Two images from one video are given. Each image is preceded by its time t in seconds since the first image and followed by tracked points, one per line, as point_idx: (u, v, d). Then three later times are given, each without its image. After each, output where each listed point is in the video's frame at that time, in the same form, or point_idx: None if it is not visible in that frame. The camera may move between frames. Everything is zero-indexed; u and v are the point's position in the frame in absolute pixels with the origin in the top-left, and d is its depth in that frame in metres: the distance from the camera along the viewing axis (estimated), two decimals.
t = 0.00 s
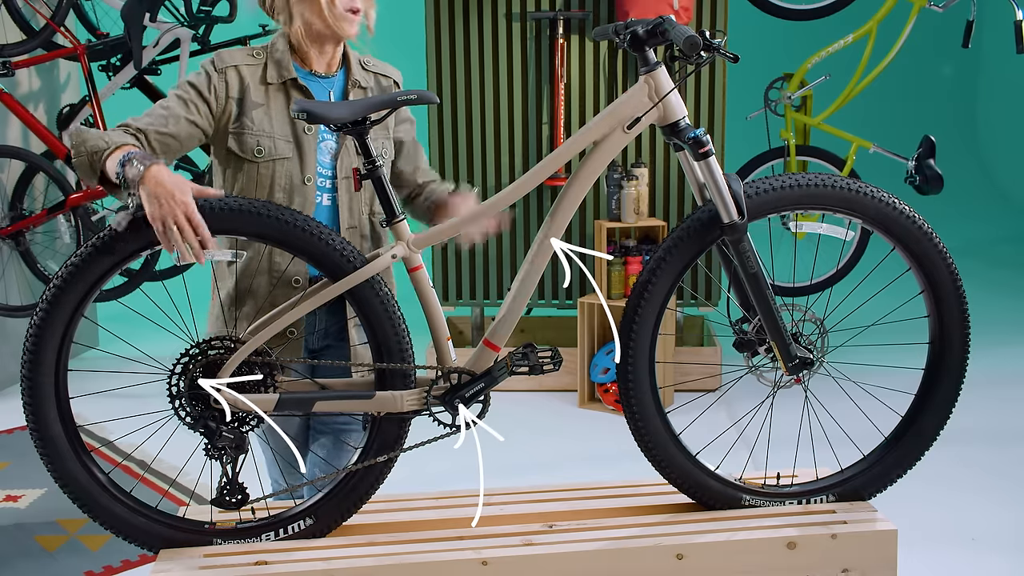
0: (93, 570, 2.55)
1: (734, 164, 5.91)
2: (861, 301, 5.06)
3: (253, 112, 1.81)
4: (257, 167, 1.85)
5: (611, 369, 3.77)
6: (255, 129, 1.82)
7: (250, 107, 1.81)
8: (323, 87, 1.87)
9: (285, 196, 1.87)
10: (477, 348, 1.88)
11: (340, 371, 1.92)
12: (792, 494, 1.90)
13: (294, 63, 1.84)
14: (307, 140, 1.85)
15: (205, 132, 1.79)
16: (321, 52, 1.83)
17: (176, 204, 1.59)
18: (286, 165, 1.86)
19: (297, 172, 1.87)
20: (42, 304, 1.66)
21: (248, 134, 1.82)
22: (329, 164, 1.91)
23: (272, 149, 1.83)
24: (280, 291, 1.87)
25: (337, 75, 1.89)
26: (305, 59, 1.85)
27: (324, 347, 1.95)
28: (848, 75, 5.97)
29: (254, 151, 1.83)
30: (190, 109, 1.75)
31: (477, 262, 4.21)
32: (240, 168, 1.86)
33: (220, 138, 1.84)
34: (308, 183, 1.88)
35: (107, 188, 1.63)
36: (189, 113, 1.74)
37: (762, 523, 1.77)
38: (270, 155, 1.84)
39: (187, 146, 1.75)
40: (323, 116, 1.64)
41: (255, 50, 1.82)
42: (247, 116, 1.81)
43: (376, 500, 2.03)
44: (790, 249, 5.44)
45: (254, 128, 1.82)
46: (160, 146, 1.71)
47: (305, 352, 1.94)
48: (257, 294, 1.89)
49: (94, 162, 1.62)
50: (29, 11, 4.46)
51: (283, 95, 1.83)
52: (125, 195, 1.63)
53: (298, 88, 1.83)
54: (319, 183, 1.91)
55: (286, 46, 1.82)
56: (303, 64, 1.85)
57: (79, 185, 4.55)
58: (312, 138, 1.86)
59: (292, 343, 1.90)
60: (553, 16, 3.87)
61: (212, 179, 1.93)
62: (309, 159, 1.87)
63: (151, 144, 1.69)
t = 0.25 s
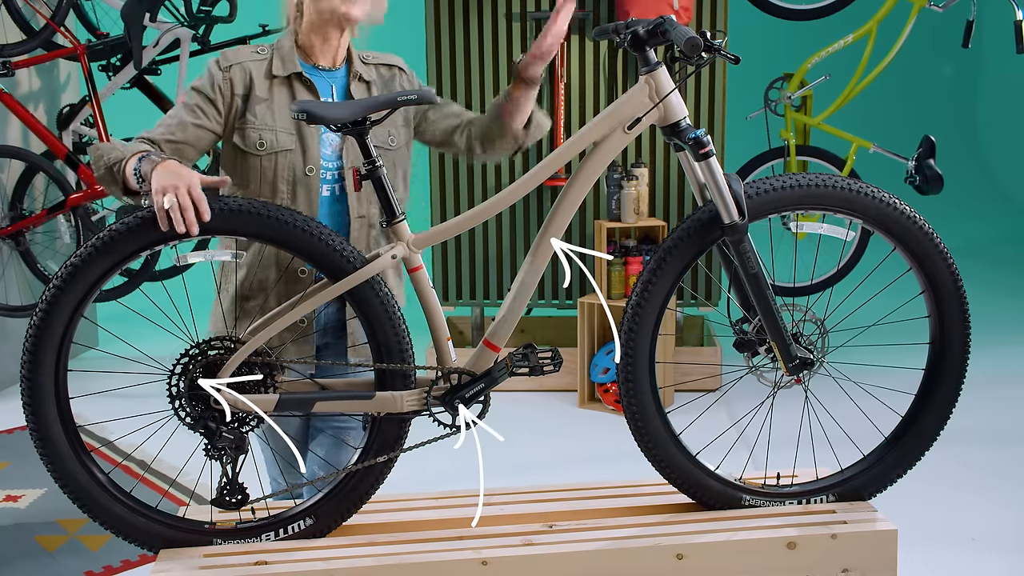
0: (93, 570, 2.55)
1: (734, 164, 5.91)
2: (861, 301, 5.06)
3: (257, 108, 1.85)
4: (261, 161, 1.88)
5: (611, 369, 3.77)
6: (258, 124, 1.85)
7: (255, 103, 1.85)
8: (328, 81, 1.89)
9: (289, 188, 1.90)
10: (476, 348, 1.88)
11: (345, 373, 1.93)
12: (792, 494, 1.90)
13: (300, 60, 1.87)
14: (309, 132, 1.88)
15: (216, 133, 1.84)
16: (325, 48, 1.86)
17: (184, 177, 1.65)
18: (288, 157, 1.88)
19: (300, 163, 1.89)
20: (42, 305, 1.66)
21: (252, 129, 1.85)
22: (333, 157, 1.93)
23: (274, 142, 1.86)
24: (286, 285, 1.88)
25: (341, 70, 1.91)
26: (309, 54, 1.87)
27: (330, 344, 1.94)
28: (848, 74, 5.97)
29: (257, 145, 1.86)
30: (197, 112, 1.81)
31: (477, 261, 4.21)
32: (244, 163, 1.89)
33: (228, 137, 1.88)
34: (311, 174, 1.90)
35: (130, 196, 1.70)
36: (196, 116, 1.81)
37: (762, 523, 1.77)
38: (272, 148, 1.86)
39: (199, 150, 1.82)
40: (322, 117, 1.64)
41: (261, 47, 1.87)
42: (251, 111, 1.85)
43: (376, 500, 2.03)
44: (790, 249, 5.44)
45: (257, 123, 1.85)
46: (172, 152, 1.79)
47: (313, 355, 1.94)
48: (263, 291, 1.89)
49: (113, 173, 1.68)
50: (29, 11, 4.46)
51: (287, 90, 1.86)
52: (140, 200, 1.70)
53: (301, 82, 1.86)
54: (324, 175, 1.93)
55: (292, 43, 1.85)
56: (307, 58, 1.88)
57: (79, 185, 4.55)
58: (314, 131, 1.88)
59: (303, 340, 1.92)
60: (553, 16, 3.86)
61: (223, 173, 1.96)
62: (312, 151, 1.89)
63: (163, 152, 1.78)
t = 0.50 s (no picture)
0: (93, 570, 2.55)
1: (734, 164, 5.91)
2: (861, 301, 5.06)
3: (261, 108, 1.87)
4: (265, 160, 1.89)
5: (611, 369, 3.77)
6: (262, 124, 1.87)
7: (259, 103, 1.87)
8: (331, 81, 1.91)
9: (293, 186, 1.91)
10: (477, 347, 1.88)
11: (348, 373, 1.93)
12: (792, 494, 1.90)
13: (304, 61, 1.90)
14: (313, 130, 1.89)
15: (225, 135, 1.87)
16: (328, 48, 1.89)
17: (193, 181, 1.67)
18: (291, 155, 1.89)
19: (303, 161, 1.90)
20: (42, 305, 1.66)
21: (256, 129, 1.88)
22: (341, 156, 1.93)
23: (278, 141, 1.88)
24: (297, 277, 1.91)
25: (344, 69, 1.93)
26: (312, 53, 1.89)
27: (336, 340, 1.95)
28: (848, 74, 5.97)
29: (261, 144, 1.88)
30: (207, 117, 1.83)
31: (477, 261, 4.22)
32: (249, 162, 1.91)
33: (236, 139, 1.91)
34: (315, 172, 1.90)
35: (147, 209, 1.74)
36: (206, 121, 1.83)
37: (762, 523, 1.77)
38: (276, 147, 1.88)
39: (212, 153, 1.85)
40: (322, 116, 1.64)
41: (265, 48, 1.90)
42: (255, 111, 1.87)
43: (376, 501, 2.03)
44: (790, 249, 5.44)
45: (261, 122, 1.88)
46: (185, 158, 1.81)
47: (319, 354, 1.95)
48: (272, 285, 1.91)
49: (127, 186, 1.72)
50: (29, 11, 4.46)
51: (290, 89, 1.89)
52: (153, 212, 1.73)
53: (305, 82, 1.89)
54: (329, 173, 1.92)
55: (295, 44, 1.88)
56: (310, 59, 1.90)
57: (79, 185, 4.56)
58: (317, 130, 1.89)
59: (314, 335, 1.94)
60: (553, 16, 3.86)
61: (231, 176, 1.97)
62: (316, 149, 1.89)
63: (177, 159, 1.80)
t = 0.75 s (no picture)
0: (93, 570, 2.55)
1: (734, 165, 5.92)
2: (860, 301, 5.06)
3: (263, 108, 1.87)
4: (267, 159, 1.89)
5: (611, 369, 3.77)
6: (264, 123, 1.87)
7: (261, 103, 1.87)
8: (332, 83, 1.91)
9: (294, 185, 1.90)
10: (476, 347, 1.88)
11: (350, 373, 1.93)
12: (792, 494, 1.90)
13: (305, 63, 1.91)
14: (313, 129, 1.88)
15: (234, 136, 1.88)
16: (329, 49, 1.89)
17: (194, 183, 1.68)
18: (292, 154, 1.89)
19: (304, 160, 1.90)
20: (42, 305, 1.67)
21: (258, 128, 1.88)
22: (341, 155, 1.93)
23: (279, 141, 1.88)
24: (297, 277, 1.91)
25: (346, 70, 1.93)
26: (314, 55, 1.90)
27: (339, 337, 1.96)
28: (848, 74, 5.97)
29: (262, 144, 1.88)
30: (217, 119, 1.85)
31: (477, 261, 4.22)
32: (251, 161, 1.91)
33: (240, 140, 1.91)
34: (315, 171, 1.90)
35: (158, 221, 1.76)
36: (217, 124, 1.85)
37: (762, 523, 1.77)
38: (277, 147, 1.88)
39: (225, 156, 1.87)
40: (322, 116, 1.64)
41: (268, 50, 1.91)
42: (257, 110, 1.88)
43: (376, 501, 2.03)
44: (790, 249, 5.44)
45: (263, 122, 1.88)
46: (200, 162, 1.84)
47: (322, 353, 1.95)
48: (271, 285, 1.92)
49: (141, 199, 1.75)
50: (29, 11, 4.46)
51: (292, 89, 1.89)
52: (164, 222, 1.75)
53: (306, 82, 1.89)
54: (329, 172, 1.92)
55: (296, 45, 1.89)
56: (312, 60, 1.91)
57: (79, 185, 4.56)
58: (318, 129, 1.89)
59: (315, 335, 1.92)
60: (553, 16, 3.87)
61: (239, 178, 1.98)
62: (316, 148, 1.89)
63: (194, 167, 1.83)
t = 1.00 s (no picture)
0: (93, 570, 2.55)
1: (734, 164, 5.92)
2: (860, 301, 5.06)
3: (265, 110, 1.88)
4: (269, 161, 1.89)
5: (611, 369, 3.77)
6: (266, 125, 1.88)
7: (263, 105, 1.88)
8: (333, 85, 1.92)
9: (297, 187, 1.91)
10: (477, 347, 1.88)
11: (350, 373, 1.93)
12: (792, 494, 1.90)
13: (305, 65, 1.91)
14: (315, 131, 1.89)
15: (236, 138, 1.88)
16: (328, 51, 1.90)
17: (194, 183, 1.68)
18: (295, 156, 1.89)
19: (306, 161, 1.90)
20: (42, 305, 1.67)
21: (260, 130, 1.88)
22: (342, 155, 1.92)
23: (282, 143, 1.88)
24: (298, 277, 1.91)
25: (347, 70, 1.93)
26: (314, 57, 1.91)
27: (341, 336, 1.96)
28: (849, 74, 5.97)
29: (264, 145, 1.88)
30: (220, 121, 1.85)
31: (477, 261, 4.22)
32: (253, 163, 1.91)
33: (242, 142, 1.91)
34: (319, 173, 1.90)
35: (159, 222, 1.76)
36: (220, 126, 1.85)
37: (762, 523, 1.77)
38: (279, 149, 1.88)
39: (229, 158, 1.87)
40: (322, 116, 1.64)
41: (267, 52, 1.91)
42: (259, 112, 1.88)
43: (376, 501, 2.03)
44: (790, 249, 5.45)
45: (265, 124, 1.88)
46: (205, 164, 1.84)
47: (322, 353, 1.96)
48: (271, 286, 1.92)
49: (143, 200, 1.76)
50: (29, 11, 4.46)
51: (293, 91, 1.89)
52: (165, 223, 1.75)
53: (307, 83, 1.89)
54: (332, 173, 1.92)
55: (296, 47, 1.89)
56: (313, 62, 1.91)
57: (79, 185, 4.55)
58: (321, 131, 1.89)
59: (315, 335, 1.93)
60: (553, 16, 3.87)
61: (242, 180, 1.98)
62: (319, 150, 1.90)
63: (197, 169, 1.82)
